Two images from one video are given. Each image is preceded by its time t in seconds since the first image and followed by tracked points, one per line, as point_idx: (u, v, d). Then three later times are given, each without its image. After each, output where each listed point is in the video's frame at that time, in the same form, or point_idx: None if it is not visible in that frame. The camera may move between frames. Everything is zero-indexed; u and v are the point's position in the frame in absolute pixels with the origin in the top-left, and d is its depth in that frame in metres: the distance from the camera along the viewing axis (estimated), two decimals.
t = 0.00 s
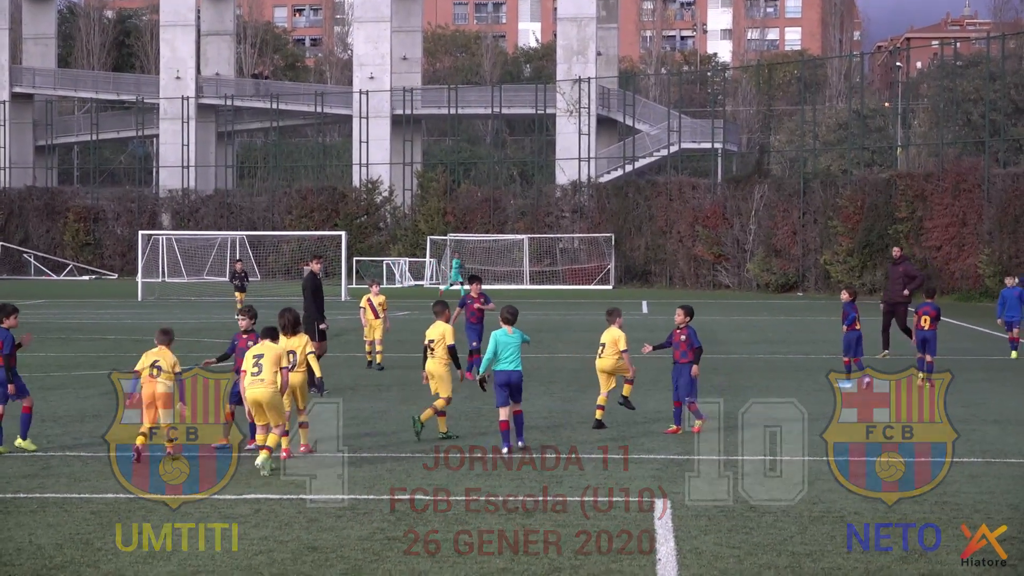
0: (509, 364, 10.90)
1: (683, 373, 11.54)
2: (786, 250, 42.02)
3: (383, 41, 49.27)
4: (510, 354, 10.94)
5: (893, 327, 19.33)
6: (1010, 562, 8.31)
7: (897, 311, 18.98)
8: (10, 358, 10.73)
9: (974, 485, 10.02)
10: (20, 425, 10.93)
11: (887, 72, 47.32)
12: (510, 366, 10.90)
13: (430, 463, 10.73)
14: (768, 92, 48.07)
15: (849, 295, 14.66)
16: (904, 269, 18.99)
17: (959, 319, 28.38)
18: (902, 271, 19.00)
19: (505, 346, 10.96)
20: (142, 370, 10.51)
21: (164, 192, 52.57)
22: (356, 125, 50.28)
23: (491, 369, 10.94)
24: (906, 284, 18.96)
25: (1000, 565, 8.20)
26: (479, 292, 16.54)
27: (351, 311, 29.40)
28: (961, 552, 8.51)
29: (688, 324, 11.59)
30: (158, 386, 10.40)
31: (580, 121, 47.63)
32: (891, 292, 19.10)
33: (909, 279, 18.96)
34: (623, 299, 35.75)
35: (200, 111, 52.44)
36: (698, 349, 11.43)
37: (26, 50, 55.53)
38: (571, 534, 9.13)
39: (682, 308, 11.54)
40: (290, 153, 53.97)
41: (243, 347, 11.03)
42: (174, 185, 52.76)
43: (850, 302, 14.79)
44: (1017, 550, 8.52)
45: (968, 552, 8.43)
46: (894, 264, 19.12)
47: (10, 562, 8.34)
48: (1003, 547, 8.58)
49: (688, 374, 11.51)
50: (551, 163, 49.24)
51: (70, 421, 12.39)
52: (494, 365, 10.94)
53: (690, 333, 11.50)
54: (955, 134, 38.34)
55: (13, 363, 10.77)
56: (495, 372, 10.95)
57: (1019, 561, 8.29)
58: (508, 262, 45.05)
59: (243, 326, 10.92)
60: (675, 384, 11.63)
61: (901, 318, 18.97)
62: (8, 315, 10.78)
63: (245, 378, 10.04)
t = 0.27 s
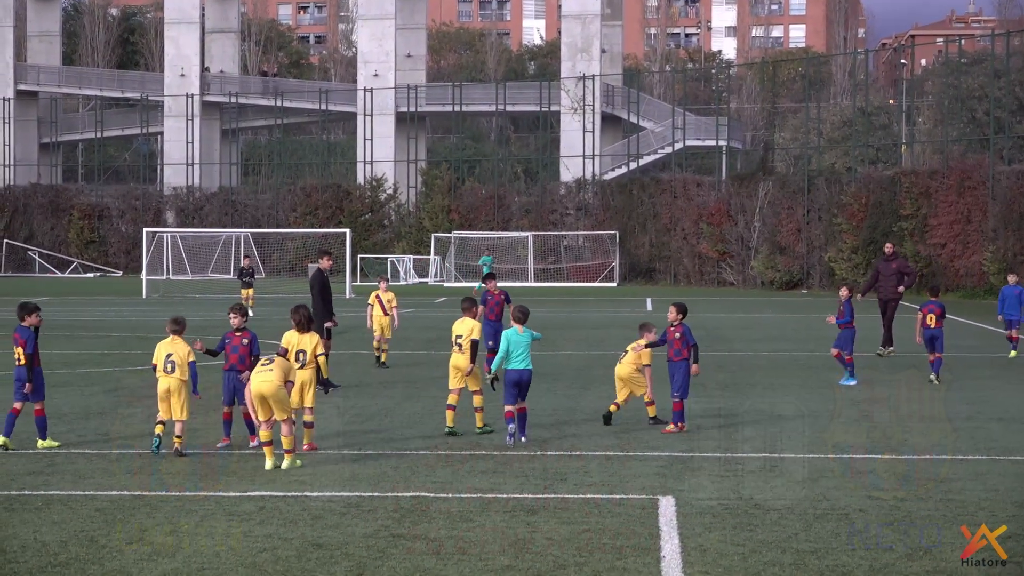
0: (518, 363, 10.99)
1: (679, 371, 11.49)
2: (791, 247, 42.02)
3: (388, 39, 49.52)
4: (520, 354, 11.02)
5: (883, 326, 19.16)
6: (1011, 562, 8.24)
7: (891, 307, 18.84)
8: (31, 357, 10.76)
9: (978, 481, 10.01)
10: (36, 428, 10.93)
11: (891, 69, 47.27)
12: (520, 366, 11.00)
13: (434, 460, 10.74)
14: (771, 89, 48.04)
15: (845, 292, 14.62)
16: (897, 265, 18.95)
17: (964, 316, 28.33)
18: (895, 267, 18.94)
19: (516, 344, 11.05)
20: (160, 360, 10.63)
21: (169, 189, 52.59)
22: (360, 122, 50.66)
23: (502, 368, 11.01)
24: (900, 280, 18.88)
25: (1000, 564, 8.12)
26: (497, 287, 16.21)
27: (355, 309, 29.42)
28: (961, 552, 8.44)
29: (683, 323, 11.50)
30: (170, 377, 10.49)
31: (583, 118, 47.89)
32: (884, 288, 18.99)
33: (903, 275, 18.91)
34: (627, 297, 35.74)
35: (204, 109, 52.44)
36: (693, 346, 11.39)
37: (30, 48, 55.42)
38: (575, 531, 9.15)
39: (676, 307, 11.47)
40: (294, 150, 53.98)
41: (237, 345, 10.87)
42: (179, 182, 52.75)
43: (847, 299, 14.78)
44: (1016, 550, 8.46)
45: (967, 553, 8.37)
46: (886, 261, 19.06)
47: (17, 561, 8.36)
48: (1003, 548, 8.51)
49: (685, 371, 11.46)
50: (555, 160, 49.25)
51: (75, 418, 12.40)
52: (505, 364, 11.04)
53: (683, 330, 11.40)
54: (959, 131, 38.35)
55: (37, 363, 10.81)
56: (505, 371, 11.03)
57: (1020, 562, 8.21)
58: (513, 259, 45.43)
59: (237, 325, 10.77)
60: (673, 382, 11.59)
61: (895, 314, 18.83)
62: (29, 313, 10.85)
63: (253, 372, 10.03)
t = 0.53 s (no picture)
0: (520, 354, 11.03)
1: (669, 368, 11.39)
2: (791, 245, 42.06)
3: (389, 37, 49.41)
4: (526, 346, 11.05)
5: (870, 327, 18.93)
6: (1011, 563, 8.19)
7: (880, 309, 18.60)
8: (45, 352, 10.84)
9: (978, 480, 10.01)
10: (38, 424, 10.93)
11: (891, 69, 47.33)
12: (523, 358, 11.04)
13: (434, 457, 10.74)
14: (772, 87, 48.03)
15: (833, 296, 14.66)
16: (888, 266, 18.69)
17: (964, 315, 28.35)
18: (885, 268, 18.69)
19: (518, 336, 11.05)
20: (161, 358, 10.61)
21: (169, 186, 52.62)
22: (360, 120, 50.60)
23: (504, 361, 11.03)
24: (889, 282, 18.64)
25: (1000, 565, 8.07)
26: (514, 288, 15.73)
27: (356, 306, 29.42)
28: (960, 552, 8.40)
29: (674, 321, 11.46)
30: (172, 375, 10.50)
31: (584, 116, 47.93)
32: (873, 288, 18.74)
33: (893, 277, 18.66)
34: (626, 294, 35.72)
35: (205, 107, 52.42)
36: (685, 344, 11.27)
37: (31, 46, 55.59)
38: (575, 529, 9.15)
39: (666, 305, 11.43)
40: (295, 148, 53.96)
41: (234, 343, 10.86)
42: (179, 180, 52.81)
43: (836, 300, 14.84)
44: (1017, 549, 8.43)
45: (968, 552, 8.33)
46: (877, 261, 18.79)
47: (17, 559, 8.36)
48: (1003, 548, 8.47)
49: (674, 369, 11.37)
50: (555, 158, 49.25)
51: (75, 416, 12.40)
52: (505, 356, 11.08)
53: (677, 331, 11.31)
54: (959, 129, 38.41)
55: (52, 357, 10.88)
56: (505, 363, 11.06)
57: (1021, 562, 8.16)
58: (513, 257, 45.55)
59: (233, 322, 10.77)
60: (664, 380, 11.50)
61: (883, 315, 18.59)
62: (42, 308, 10.91)
63: (258, 367, 10.08)
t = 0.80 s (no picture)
0: (508, 351, 11.01)
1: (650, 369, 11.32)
2: (780, 243, 41.97)
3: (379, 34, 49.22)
4: (515, 343, 11.03)
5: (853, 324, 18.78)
6: (1010, 562, 8.17)
7: (861, 304, 18.48)
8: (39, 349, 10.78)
9: (968, 478, 10.03)
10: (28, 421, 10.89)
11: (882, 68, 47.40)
12: (516, 354, 11.04)
13: (424, 455, 10.74)
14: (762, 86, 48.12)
15: (806, 295, 14.72)
16: (871, 264, 18.60)
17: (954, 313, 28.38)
18: (869, 265, 18.61)
19: (507, 334, 11.01)
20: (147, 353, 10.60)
21: (159, 184, 52.56)
22: (350, 117, 50.59)
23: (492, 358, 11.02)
24: (872, 278, 18.54)
25: (1001, 564, 8.05)
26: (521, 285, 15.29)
27: (348, 304, 29.38)
28: (960, 552, 8.38)
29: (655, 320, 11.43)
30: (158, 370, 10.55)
31: (574, 114, 47.96)
32: (856, 285, 18.64)
33: (876, 274, 18.56)
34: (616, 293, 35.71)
35: (194, 104, 52.30)
36: (665, 342, 11.15)
37: (21, 43, 55.50)
38: (564, 527, 9.15)
39: (647, 304, 11.36)
40: (285, 146, 53.86)
41: (227, 340, 10.84)
42: (169, 177, 52.70)
43: (811, 299, 14.88)
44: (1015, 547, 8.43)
45: (969, 551, 8.31)
46: (861, 257, 18.72)
47: (4, 558, 8.34)
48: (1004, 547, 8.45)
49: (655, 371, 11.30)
50: (546, 156, 49.34)
51: (64, 414, 12.37)
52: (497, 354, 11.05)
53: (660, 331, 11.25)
54: (949, 127, 38.55)
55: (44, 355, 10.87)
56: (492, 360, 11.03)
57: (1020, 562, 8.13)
58: (503, 254, 45.42)
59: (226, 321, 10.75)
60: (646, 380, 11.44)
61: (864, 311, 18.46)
62: (35, 305, 10.78)
63: (254, 366, 10.10)
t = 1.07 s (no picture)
0: (497, 346, 11.02)
1: (626, 366, 11.41)
2: (768, 240, 41.71)
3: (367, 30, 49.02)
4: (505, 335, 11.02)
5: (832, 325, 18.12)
6: (1010, 562, 8.11)
7: (843, 306, 17.79)
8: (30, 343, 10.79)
9: (956, 475, 10.05)
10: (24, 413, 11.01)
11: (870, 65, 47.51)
12: (505, 349, 11.05)
13: (412, 451, 10.74)
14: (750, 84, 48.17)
15: (780, 293, 14.88)
16: (851, 263, 17.87)
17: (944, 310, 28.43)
18: (849, 264, 17.86)
19: (499, 329, 11.01)
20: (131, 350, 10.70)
21: (146, 179, 52.49)
22: (338, 114, 50.44)
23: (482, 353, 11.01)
24: (853, 278, 17.83)
25: (1003, 565, 7.98)
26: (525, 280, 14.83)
27: (336, 301, 29.35)
28: (961, 551, 8.32)
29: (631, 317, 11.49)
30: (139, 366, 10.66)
31: (563, 111, 47.88)
32: (836, 285, 17.90)
33: (856, 274, 17.87)
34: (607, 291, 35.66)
35: (183, 100, 52.17)
36: (638, 340, 11.28)
37: (8, 38, 54.94)
38: (553, 523, 9.16)
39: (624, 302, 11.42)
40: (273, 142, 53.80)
41: (222, 337, 10.82)
42: (156, 173, 52.65)
43: (786, 299, 15.02)
44: (1013, 545, 8.40)
45: (971, 550, 8.23)
46: (840, 256, 17.92)
47: None
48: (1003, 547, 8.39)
49: (630, 368, 11.40)
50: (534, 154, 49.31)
51: (51, 410, 12.36)
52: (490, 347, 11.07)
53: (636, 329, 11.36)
54: (937, 124, 38.56)
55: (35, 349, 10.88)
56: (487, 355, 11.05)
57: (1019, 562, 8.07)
58: (491, 252, 45.88)
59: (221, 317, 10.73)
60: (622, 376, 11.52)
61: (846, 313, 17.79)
62: (26, 299, 10.76)
63: (239, 361, 10.08)
